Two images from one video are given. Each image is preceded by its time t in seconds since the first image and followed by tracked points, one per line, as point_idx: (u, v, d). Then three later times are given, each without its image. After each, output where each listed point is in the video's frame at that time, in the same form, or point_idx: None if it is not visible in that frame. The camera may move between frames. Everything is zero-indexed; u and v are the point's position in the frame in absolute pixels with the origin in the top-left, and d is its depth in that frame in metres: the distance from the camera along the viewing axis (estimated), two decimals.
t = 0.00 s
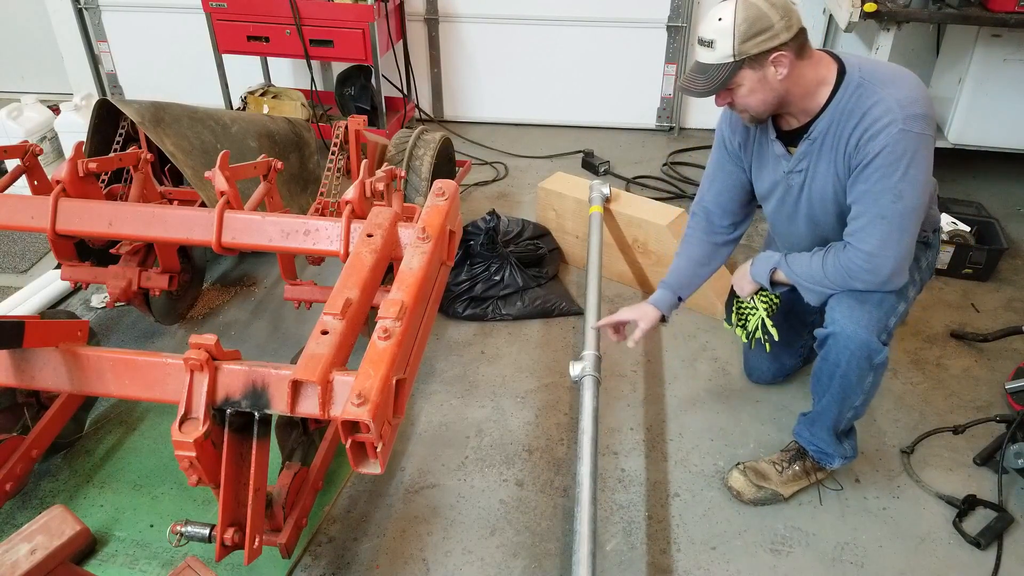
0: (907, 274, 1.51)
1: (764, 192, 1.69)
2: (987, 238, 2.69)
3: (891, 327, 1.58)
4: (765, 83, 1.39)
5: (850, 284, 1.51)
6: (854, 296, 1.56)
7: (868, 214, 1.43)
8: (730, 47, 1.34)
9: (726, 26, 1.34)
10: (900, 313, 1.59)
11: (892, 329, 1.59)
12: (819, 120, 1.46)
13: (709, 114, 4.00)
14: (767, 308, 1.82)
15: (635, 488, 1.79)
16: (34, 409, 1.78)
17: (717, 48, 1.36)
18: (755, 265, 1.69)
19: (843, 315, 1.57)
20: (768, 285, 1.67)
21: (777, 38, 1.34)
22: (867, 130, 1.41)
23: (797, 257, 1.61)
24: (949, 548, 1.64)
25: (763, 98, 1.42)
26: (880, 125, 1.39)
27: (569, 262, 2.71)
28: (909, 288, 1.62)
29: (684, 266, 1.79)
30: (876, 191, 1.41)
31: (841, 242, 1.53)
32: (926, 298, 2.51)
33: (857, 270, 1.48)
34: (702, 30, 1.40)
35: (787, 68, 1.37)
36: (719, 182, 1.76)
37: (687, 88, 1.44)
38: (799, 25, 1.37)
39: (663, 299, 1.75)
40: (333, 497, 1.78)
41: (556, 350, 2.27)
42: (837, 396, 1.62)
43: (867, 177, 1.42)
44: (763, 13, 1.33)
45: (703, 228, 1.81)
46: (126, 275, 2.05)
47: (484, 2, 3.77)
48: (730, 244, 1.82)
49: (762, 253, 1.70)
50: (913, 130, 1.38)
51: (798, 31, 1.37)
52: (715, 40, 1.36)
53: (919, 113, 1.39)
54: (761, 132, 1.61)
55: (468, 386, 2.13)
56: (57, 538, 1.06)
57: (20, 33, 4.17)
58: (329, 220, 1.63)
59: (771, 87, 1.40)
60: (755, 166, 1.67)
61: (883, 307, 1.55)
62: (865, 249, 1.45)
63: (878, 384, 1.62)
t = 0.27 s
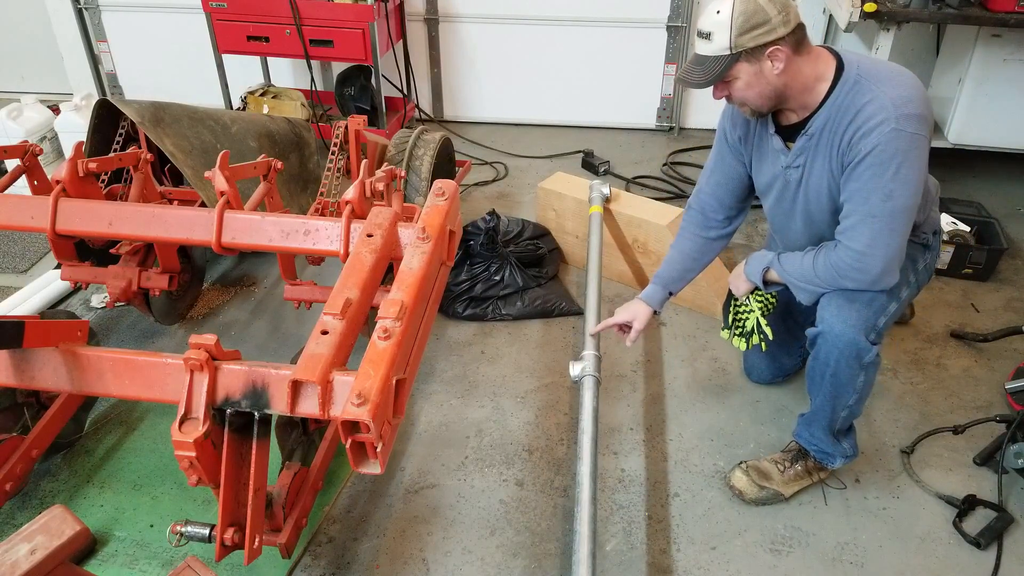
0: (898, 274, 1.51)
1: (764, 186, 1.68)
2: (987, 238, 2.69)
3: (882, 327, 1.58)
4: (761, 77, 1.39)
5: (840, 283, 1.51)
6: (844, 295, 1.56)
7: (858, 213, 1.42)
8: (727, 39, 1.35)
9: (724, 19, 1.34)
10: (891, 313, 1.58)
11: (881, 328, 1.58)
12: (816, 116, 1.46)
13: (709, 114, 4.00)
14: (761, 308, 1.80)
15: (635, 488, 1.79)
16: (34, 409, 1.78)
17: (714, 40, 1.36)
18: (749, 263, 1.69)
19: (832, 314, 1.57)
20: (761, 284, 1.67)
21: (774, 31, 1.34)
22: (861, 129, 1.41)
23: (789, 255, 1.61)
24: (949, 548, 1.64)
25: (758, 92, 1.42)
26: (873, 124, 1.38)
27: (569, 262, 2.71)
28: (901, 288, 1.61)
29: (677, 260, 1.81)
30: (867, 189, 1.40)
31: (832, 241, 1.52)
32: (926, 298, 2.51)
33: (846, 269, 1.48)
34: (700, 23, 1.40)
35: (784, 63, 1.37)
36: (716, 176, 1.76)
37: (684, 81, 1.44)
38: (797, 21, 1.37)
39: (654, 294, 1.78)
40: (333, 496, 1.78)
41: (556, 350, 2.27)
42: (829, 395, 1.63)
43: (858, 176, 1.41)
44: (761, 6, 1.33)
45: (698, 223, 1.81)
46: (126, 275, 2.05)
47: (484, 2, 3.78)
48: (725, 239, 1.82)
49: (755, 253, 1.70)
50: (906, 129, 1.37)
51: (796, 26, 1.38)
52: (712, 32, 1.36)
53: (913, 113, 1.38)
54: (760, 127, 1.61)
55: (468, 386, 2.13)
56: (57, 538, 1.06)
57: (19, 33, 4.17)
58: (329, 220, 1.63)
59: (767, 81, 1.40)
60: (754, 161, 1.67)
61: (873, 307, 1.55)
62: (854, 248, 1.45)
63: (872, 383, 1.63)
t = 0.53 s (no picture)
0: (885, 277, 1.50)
1: (762, 185, 1.68)
2: (987, 239, 2.69)
3: (870, 330, 1.58)
4: (761, 78, 1.39)
5: (826, 284, 1.51)
6: (831, 296, 1.56)
7: (847, 214, 1.42)
8: (727, 39, 1.35)
9: (724, 19, 1.34)
10: (879, 316, 1.58)
11: (868, 330, 1.57)
12: (811, 116, 1.46)
13: (709, 114, 4.00)
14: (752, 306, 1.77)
15: (635, 488, 1.79)
16: (34, 409, 1.78)
17: (714, 40, 1.37)
18: (741, 262, 1.70)
19: (818, 315, 1.57)
20: (752, 283, 1.67)
21: (774, 32, 1.34)
22: (853, 130, 1.40)
23: (780, 255, 1.61)
24: (949, 548, 1.64)
25: (757, 93, 1.42)
26: (865, 126, 1.38)
27: (569, 262, 2.71)
28: (892, 291, 1.60)
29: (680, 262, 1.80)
30: (856, 191, 1.40)
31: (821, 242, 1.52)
32: (926, 298, 2.51)
33: (832, 271, 1.48)
34: (701, 22, 1.40)
35: (783, 64, 1.37)
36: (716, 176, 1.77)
37: (684, 80, 1.44)
38: (798, 22, 1.37)
39: (657, 294, 1.77)
40: (333, 496, 1.78)
41: (556, 350, 2.27)
42: (817, 393, 1.63)
43: (849, 177, 1.41)
44: (761, 7, 1.33)
45: (699, 223, 1.81)
46: (126, 275, 2.05)
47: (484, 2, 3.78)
48: (727, 239, 1.82)
49: (747, 252, 1.70)
50: (897, 132, 1.36)
51: (797, 28, 1.37)
52: (713, 32, 1.36)
53: (906, 115, 1.37)
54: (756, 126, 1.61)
55: (468, 386, 2.13)
56: (58, 538, 1.06)
57: (19, 33, 4.17)
58: (329, 220, 1.63)
59: (766, 82, 1.40)
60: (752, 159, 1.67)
61: (859, 308, 1.55)
62: (842, 250, 1.45)
63: (861, 383, 1.62)
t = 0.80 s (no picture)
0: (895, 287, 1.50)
1: (758, 185, 1.68)
2: (987, 239, 2.69)
3: (884, 341, 1.58)
4: (765, 80, 1.39)
5: (836, 295, 1.50)
6: (843, 308, 1.56)
7: (851, 223, 1.42)
8: (733, 40, 1.34)
9: (730, 20, 1.34)
10: (891, 326, 1.58)
11: (883, 342, 1.58)
12: (809, 120, 1.46)
13: (709, 114, 4.00)
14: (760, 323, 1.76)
15: (635, 488, 1.79)
16: (34, 409, 1.78)
17: (720, 41, 1.36)
18: (746, 279, 1.68)
19: (834, 328, 1.57)
20: (759, 299, 1.66)
21: (780, 35, 1.34)
22: (852, 137, 1.40)
23: (787, 269, 1.60)
24: (949, 548, 1.64)
25: (761, 94, 1.42)
26: (864, 133, 1.38)
27: (569, 262, 2.71)
28: (901, 299, 1.61)
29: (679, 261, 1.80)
30: (859, 199, 1.40)
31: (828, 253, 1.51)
32: (926, 298, 2.51)
33: (842, 282, 1.47)
34: (705, 22, 1.40)
35: (788, 66, 1.37)
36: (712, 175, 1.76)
37: (687, 80, 1.44)
38: (803, 24, 1.37)
39: (656, 295, 1.77)
40: (333, 497, 1.78)
41: (556, 350, 2.27)
42: (830, 406, 1.63)
43: (850, 185, 1.41)
44: (767, 9, 1.33)
45: (695, 222, 1.81)
46: (126, 275, 2.05)
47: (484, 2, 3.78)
48: (725, 237, 1.82)
49: (752, 269, 1.68)
50: (896, 139, 1.37)
51: (802, 29, 1.38)
52: (718, 32, 1.36)
53: (904, 122, 1.38)
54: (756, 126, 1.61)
55: (468, 386, 2.13)
56: (58, 538, 1.06)
57: (19, 33, 4.17)
58: (329, 220, 1.63)
59: (770, 84, 1.40)
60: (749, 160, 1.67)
61: (873, 319, 1.55)
62: (849, 260, 1.44)
63: (873, 394, 1.63)
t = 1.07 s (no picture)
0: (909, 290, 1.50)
1: (755, 186, 1.68)
2: (987, 239, 2.69)
3: (903, 345, 1.58)
4: (762, 81, 1.39)
5: (853, 302, 1.49)
6: (862, 317, 1.55)
7: (859, 231, 1.41)
8: (729, 42, 1.34)
9: (727, 22, 1.34)
10: (908, 330, 1.58)
11: (903, 348, 1.58)
12: (805, 122, 1.46)
13: (709, 114, 4.00)
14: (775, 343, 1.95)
15: (635, 488, 1.79)
16: (34, 409, 1.78)
17: (716, 43, 1.36)
18: (757, 300, 1.66)
19: (854, 336, 1.56)
20: (773, 318, 1.65)
21: (777, 36, 1.34)
22: (849, 141, 1.40)
23: (799, 283, 1.59)
24: (949, 548, 1.64)
25: (758, 95, 1.41)
26: (861, 138, 1.38)
27: (569, 262, 2.71)
28: (914, 302, 1.61)
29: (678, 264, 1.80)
30: (863, 206, 1.39)
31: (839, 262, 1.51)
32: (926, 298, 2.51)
33: (857, 291, 1.46)
34: (702, 24, 1.40)
35: (785, 67, 1.37)
36: (705, 177, 1.77)
37: (684, 82, 1.44)
38: (799, 25, 1.37)
39: (657, 298, 1.77)
40: (333, 497, 1.78)
41: (555, 350, 2.27)
42: (848, 415, 1.61)
43: (852, 191, 1.41)
44: (764, 10, 1.33)
45: (693, 222, 1.81)
46: (126, 275, 2.05)
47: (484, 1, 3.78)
48: (721, 237, 1.82)
49: (762, 285, 1.67)
50: (893, 144, 1.37)
51: (798, 31, 1.38)
52: (715, 35, 1.36)
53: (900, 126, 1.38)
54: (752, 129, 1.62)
55: (468, 386, 2.13)
56: (58, 538, 1.06)
57: (19, 33, 4.17)
58: (329, 219, 1.63)
59: (767, 85, 1.40)
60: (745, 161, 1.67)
61: (893, 324, 1.55)
62: (862, 269, 1.43)
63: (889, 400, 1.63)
